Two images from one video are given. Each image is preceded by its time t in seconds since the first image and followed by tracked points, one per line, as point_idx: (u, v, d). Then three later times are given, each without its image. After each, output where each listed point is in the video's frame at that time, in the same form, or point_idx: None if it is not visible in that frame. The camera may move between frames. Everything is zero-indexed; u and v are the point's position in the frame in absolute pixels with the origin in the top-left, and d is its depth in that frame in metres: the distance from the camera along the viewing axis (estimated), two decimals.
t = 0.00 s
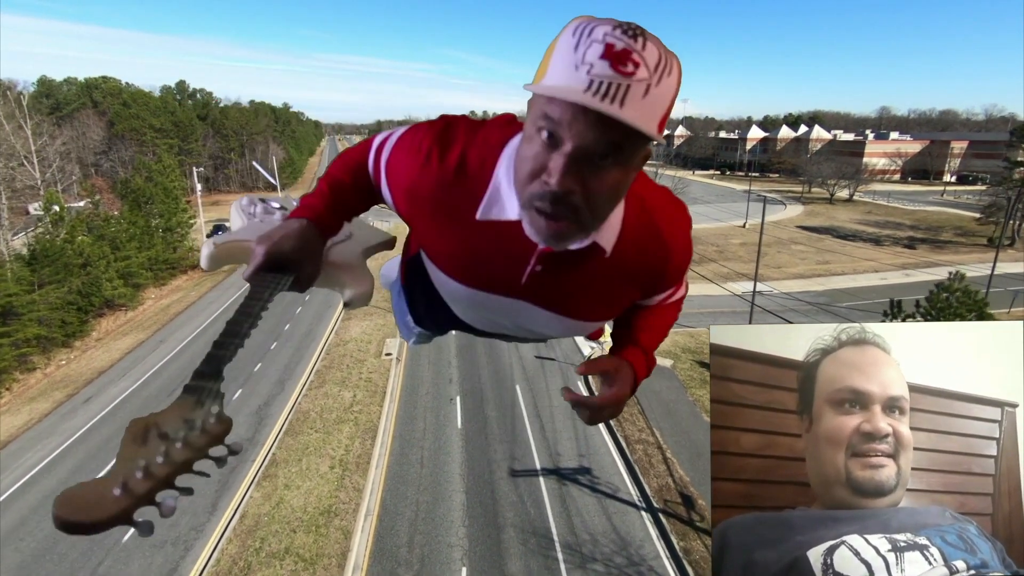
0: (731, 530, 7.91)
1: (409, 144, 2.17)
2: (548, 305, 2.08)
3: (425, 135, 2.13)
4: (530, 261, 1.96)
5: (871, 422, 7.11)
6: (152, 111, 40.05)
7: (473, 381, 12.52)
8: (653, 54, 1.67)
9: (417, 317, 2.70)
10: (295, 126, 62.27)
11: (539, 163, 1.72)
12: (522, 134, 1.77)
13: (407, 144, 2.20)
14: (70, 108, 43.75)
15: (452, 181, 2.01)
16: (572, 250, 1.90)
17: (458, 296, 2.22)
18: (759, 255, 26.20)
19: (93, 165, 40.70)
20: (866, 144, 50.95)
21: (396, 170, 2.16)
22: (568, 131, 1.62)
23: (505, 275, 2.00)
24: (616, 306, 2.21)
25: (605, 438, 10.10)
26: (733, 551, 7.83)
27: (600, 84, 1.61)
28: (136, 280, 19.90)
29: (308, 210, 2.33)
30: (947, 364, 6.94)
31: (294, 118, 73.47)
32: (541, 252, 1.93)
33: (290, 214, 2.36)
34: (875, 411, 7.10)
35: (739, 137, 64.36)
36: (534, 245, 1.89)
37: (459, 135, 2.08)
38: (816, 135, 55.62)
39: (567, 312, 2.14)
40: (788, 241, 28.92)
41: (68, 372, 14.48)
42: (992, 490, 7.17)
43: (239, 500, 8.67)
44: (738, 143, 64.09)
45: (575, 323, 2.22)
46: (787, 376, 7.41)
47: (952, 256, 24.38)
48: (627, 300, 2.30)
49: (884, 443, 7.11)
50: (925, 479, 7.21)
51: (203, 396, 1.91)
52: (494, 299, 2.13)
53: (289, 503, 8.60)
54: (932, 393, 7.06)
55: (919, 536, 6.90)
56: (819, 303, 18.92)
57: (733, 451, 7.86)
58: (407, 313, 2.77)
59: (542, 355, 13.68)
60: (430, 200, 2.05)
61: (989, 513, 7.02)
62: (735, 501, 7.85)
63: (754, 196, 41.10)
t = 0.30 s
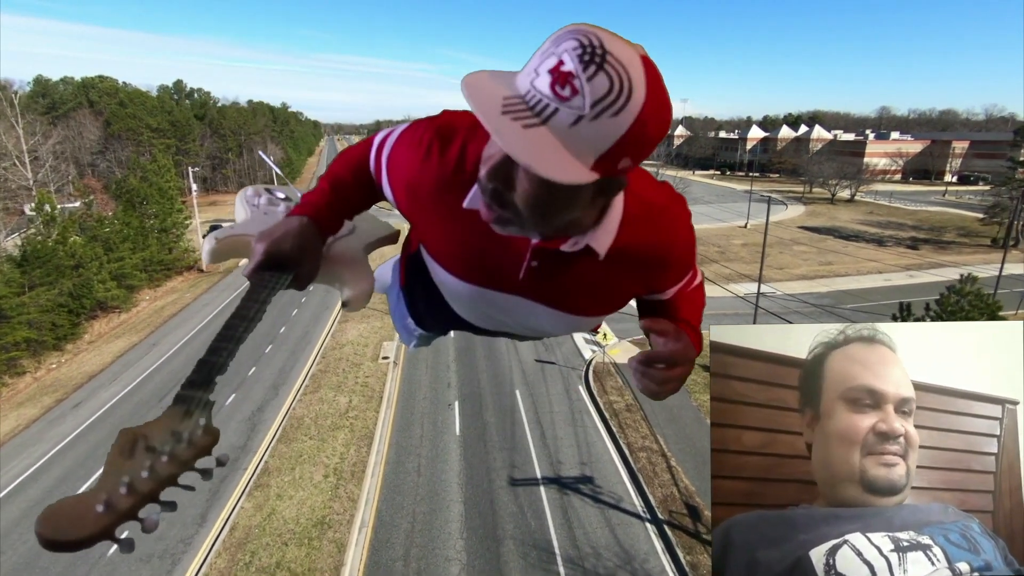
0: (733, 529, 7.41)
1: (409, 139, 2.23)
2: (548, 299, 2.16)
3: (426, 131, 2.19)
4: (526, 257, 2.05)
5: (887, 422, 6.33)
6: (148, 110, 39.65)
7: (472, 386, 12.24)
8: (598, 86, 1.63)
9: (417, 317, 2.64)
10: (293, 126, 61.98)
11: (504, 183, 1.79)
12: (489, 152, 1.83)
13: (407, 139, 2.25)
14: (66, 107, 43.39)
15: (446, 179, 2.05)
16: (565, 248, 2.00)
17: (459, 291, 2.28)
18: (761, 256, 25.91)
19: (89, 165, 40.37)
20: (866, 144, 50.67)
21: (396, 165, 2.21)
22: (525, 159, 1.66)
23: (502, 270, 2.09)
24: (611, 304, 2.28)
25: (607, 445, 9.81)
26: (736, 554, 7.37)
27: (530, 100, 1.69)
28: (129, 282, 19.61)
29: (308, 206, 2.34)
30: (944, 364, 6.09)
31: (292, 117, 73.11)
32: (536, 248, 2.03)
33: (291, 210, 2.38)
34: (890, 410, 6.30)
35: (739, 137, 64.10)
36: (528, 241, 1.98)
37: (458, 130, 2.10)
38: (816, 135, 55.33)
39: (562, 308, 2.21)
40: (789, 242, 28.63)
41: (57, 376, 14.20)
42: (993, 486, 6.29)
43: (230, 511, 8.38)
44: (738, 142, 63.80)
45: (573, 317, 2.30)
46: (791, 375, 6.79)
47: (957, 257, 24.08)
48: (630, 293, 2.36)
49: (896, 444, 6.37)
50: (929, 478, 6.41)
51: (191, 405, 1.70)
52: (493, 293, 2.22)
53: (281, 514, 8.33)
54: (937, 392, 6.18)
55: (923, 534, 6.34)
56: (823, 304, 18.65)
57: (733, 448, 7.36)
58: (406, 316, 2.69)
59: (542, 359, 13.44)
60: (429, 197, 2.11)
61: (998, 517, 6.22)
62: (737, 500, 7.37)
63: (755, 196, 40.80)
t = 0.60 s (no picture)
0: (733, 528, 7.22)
1: (405, 145, 2.08)
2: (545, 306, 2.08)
3: (423, 139, 2.05)
4: (525, 266, 1.97)
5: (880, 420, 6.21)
6: (146, 108, 39.38)
7: (472, 386, 12.01)
8: (595, 108, 1.55)
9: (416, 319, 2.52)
10: (292, 125, 61.79)
11: (505, 202, 1.72)
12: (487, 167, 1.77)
13: (403, 144, 2.10)
14: (63, 106, 43.06)
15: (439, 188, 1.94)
16: (565, 259, 1.94)
17: (458, 298, 2.17)
18: (763, 255, 25.68)
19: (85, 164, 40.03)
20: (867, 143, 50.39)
21: (391, 174, 2.08)
22: (523, 186, 1.60)
23: (501, 279, 2.01)
24: (613, 311, 2.22)
25: (610, 448, 9.54)
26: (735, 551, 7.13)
27: (523, 122, 1.61)
28: (123, 281, 19.35)
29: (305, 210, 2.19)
30: (944, 365, 6.03)
31: (290, 117, 72.89)
32: (536, 257, 1.96)
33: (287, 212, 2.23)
34: (884, 409, 6.20)
35: (739, 137, 63.87)
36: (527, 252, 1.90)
37: (457, 137, 1.98)
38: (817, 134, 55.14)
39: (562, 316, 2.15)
40: (791, 241, 28.40)
41: (49, 376, 13.96)
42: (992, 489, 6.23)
43: (220, 517, 8.13)
44: (738, 142, 63.55)
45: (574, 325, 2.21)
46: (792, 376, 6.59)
47: (960, 257, 23.82)
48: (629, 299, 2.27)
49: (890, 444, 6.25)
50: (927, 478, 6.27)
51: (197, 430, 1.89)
52: (492, 301, 2.12)
53: (273, 520, 8.07)
54: (936, 393, 6.12)
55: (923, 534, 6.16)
56: (827, 304, 18.42)
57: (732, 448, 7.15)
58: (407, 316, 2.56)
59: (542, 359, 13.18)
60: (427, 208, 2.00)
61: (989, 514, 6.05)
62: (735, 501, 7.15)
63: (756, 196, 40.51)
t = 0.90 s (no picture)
0: (732, 529, 7.03)
1: (404, 149, 1.85)
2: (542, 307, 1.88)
3: (422, 143, 1.80)
4: (524, 270, 1.77)
5: (860, 421, 6.45)
6: (142, 107, 39.00)
7: (470, 388, 11.75)
8: (602, 113, 1.42)
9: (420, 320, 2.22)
10: (290, 125, 61.46)
11: (505, 202, 1.55)
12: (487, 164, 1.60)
13: (403, 147, 1.87)
14: (58, 105, 42.61)
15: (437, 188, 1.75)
16: (567, 264, 1.76)
17: (456, 303, 1.97)
18: (765, 255, 25.38)
19: (81, 163, 39.59)
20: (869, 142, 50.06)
21: (387, 178, 1.86)
22: (523, 188, 1.45)
23: (501, 283, 1.81)
24: (615, 317, 2.03)
25: (612, 452, 9.25)
26: (736, 553, 6.95)
27: (528, 127, 1.47)
28: (116, 281, 19.01)
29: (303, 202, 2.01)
30: (943, 365, 6.32)
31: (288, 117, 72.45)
32: (536, 261, 1.76)
33: (286, 201, 2.05)
34: (865, 411, 6.43)
35: (740, 136, 63.54)
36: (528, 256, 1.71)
37: (457, 136, 1.77)
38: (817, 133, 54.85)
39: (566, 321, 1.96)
40: (793, 240, 28.12)
41: (37, 379, 13.65)
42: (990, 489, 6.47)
43: (209, 526, 7.86)
44: (739, 142, 63.20)
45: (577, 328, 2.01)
46: (784, 376, 6.64)
47: (965, 258, 23.62)
48: (628, 304, 2.06)
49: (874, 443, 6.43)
50: (926, 478, 6.49)
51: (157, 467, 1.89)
52: (491, 307, 1.91)
53: (264, 528, 7.79)
54: (933, 394, 6.40)
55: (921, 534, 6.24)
56: (832, 304, 18.14)
57: (730, 450, 6.97)
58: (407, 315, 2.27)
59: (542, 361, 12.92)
60: (424, 214, 1.78)
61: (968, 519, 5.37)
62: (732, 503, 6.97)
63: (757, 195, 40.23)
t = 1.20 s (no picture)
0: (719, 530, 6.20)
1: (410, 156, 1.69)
2: (626, 349, 2.29)
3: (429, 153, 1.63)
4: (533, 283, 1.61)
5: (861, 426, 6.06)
6: (139, 107, 38.74)
7: (469, 393, 11.54)
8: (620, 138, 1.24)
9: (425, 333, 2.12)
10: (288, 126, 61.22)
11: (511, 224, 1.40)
12: (571, 265, 2.47)
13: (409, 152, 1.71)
14: (54, 104, 42.35)
15: (536, 278, 2.59)
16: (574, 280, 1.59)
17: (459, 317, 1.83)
18: (767, 256, 25.16)
19: (77, 164, 39.34)
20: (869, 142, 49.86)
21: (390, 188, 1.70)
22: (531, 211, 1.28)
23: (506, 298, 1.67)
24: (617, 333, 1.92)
25: (615, 460, 9.02)
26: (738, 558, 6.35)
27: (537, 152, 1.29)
28: (111, 283, 18.76)
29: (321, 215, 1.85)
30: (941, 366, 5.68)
31: (287, 117, 72.11)
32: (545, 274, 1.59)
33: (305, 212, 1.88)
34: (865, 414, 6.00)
35: (740, 136, 63.27)
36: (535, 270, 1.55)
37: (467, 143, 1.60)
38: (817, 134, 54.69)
39: (654, 371, 2.29)
40: (795, 241, 27.90)
41: (28, 383, 13.40)
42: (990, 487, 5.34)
43: (200, 537, 7.62)
44: (739, 142, 62.93)
45: (666, 370, 2.28)
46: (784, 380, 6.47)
47: (968, 259, 23.45)
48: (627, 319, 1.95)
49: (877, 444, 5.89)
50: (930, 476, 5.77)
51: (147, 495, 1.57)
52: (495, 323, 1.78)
53: (257, 540, 7.54)
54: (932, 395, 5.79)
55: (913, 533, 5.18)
56: (835, 305, 17.94)
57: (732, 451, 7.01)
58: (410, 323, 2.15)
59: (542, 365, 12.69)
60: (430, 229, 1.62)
61: (1001, 515, 3.19)
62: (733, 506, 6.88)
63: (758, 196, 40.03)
